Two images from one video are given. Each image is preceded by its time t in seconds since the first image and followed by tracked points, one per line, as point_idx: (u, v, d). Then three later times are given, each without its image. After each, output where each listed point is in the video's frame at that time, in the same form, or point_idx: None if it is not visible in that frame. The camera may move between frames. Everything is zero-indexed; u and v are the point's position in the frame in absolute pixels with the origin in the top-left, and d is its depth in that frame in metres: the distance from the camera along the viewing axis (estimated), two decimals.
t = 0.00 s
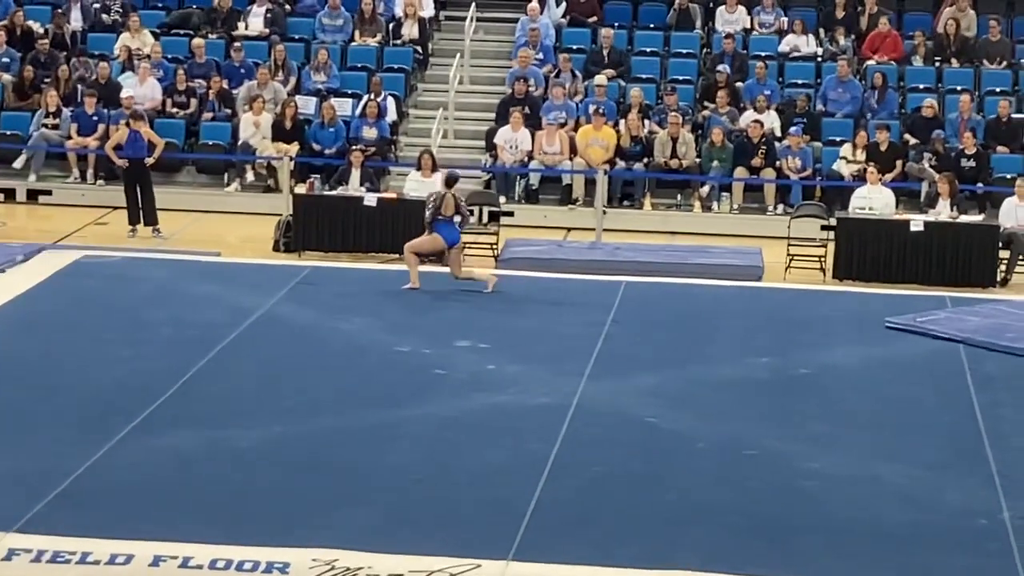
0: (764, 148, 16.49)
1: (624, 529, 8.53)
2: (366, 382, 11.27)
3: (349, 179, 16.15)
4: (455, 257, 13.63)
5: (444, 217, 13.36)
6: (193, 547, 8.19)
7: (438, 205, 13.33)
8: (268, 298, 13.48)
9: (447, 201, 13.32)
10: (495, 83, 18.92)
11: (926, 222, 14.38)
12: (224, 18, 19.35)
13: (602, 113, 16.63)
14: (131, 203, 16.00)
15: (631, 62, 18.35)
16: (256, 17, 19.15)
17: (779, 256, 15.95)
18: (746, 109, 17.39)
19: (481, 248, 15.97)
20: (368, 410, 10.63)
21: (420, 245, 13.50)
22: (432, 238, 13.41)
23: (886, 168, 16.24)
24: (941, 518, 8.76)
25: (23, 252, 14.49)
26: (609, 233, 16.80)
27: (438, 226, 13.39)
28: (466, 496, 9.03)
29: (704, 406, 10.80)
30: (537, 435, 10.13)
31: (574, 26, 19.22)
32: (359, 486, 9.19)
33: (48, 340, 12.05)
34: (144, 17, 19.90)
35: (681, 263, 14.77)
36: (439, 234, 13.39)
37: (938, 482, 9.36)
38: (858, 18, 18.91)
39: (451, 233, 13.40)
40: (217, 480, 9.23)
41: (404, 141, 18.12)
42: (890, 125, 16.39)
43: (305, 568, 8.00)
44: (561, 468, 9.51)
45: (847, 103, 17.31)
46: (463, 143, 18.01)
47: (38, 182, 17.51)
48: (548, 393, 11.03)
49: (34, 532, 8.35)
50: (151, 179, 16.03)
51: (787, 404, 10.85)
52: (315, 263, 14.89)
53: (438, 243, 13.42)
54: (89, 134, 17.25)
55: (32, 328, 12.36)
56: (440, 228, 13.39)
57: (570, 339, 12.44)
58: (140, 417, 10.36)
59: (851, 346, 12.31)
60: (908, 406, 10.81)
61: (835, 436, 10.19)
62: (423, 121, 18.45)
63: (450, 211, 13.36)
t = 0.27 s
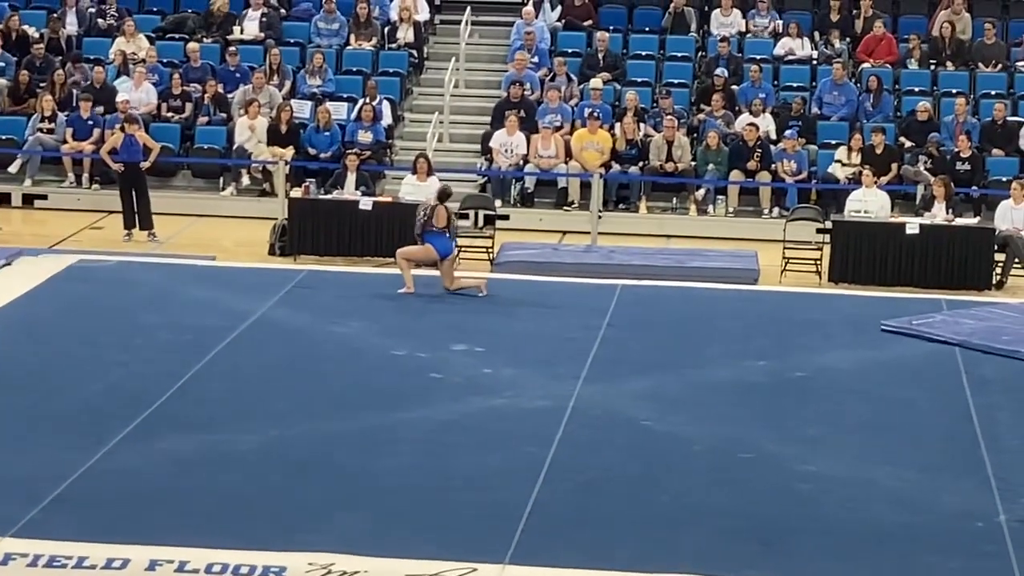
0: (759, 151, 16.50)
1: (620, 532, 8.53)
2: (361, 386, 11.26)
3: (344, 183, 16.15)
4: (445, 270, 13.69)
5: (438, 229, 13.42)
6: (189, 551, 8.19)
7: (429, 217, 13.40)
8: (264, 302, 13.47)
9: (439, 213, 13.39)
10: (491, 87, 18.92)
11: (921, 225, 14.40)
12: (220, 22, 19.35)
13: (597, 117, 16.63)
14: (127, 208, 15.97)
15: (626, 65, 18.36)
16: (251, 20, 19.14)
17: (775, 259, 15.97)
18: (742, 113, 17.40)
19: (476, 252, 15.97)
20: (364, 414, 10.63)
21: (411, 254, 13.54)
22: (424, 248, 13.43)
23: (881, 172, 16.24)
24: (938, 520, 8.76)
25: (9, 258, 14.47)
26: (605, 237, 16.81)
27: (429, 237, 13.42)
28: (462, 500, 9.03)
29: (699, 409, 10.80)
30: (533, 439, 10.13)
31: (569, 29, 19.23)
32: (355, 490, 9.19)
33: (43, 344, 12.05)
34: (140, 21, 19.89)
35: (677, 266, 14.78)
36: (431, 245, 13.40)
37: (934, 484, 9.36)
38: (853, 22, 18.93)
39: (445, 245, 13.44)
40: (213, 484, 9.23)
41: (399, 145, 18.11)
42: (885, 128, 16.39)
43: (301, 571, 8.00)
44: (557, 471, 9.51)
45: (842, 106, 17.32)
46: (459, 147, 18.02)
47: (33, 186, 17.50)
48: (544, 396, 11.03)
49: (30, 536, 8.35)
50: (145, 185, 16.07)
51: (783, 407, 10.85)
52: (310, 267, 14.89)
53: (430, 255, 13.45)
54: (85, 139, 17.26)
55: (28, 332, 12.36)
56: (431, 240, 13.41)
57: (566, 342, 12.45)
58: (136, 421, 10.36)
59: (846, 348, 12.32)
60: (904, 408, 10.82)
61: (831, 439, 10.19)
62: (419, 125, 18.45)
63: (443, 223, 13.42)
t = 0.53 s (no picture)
0: (755, 155, 16.52)
1: (617, 535, 8.55)
2: (358, 390, 11.27)
3: (341, 187, 16.16)
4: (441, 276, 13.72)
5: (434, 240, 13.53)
6: (187, 555, 8.19)
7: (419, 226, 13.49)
8: (260, 305, 13.48)
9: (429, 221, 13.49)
10: (487, 91, 18.94)
11: (918, 228, 14.43)
12: (217, 26, 19.34)
13: (593, 120, 16.64)
14: (124, 213, 15.96)
15: (623, 69, 18.38)
16: (247, 25, 19.14)
17: (771, 262, 15.98)
18: (738, 116, 17.43)
19: (473, 256, 15.98)
20: (361, 418, 10.64)
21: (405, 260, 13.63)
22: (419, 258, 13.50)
23: (877, 175, 16.29)
24: (933, 523, 8.78)
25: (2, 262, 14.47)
26: (602, 240, 16.83)
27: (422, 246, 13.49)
28: (460, 503, 9.04)
29: (696, 412, 10.82)
30: (530, 442, 10.14)
31: (565, 33, 19.25)
32: (352, 494, 9.20)
33: (41, 348, 12.05)
34: (136, 25, 19.90)
35: (673, 270, 14.81)
36: (424, 253, 13.45)
37: (930, 487, 9.38)
38: (849, 25, 18.97)
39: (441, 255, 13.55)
40: (210, 488, 9.23)
41: (396, 149, 18.12)
42: (881, 131, 16.40)
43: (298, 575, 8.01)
44: (554, 475, 9.52)
45: (838, 110, 17.35)
46: (455, 151, 18.05)
47: (30, 191, 17.49)
48: (541, 400, 11.04)
49: (27, 540, 8.35)
50: (143, 189, 16.06)
51: (779, 410, 10.87)
52: (307, 271, 14.90)
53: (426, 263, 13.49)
54: (82, 143, 17.24)
55: (25, 336, 12.36)
56: (424, 249, 13.48)
57: (562, 345, 12.46)
58: (132, 425, 10.36)
59: (842, 352, 12.34)
60: (899, 411, 10.84)
61: (828, 442, 10.21)
62: (415, 129, 18.47)
63: (437, 232, 13.50)
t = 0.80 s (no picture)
0: (751, 156, 16.51)
1: (613, 538, 8.53)
2: (352, 392, 11.24)
3: (336, 189, 16.12)
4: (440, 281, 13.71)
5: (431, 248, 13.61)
6: (181, 558, 8.16)
7: (418, 235, 13.61)
8: (254, 308, 13.45)
9: (428, 231, 13.63)
10: (482, 93, 18.92)
11: (913, 230, 14.40)
12: (213, 29, 19.31)
13: (589, 122, 16.62)
14: (118, 215, 15.94)
15: (618, 71, 18.36)
16: (242, 27, 19.10)
17: (767, 264, 15.97)
18: (733, 118, 17.42)
19: (468, 258, 15.95)
20: (356, 420, 10.61)
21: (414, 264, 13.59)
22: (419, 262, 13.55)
23: (872, 177, 16.29)
24: (929, 525, 8.76)
25: None
26: (597, 242, 16.80)
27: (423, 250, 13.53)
28: (455, 506, 9.01)
29: (692, 415, 10.79)
30: (526, 445, 10.11)
31: (560, 35, 19.23)
32: (348, 496, 9.16)
33: (35, 351, 12.02)
34: (130, 28, 19.86)
35: (668, 272, 14.80)
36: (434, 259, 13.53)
37: (926, 489, 9.35)
38: (845, 27, 18.96)
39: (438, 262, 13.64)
40: (205, 491, 9.20)
41: (391, 151, 18.09)
42: (876, 133, 16.41)
43: None
44: (550, 477, 9.50)
45: (833, 112, 17.33)
46: (450, 153, 18.03)
47: (25, 193, 17.46)
48: (537, 402, 11.02)
49: (21, 544, 8.31)
50: (137, 191, 16.01)
51: (775, 412, 10.85)
52: (302, 273, 14.87)
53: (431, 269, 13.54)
54: (76, 146, 17.20)
55: (19, 339, 12.33)
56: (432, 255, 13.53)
57: (558, 347, 12.44)
58: (127, 427, 10.33)
59: (838, 354, 12.32)
60: (895, 414, 10.82)
61: (824, 444, 10.19)
62: (410, 131, 18.44)
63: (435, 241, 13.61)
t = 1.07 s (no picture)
0: (746, 158, 16.57)
1: (609, 539, 8.53)
2: (348, 393, 11.24)
3: (331, 190, 16.08)
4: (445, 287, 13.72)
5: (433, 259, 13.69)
6: (177, 559, 8.16)
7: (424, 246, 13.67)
8: (250, 309, 13.45)
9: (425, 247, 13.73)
10: (478, 94, 18.93)
11: (908, 231, 14.42)
12: (208, 31, 19.30)
13: (584, 124, 16.63)
14: (113, 216, 15.93)
15: (613, 72, 18.37)
16: (237, 29, 19.09)
17: (761, 265, 15.99)
18: (728, 119, 17.44)
19: (463, 259, 15.96)
20: (351, 421, 10.62)
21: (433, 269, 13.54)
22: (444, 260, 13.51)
23: (867, 178, 16.29)
24: (924, 526, 8.77)
25: None
26: (592, 244, 16.81)
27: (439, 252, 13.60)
28: (451, 507, 9.02)
29: (687, 416, 10.80)
30: (521, 446, 10.12)
31: (555, 36, 19.24)
32: (344, 498, 9.17)
33: (31, 352, 12.02)
34: (126, 29, 19.86)
35: (663, 273, 14.81)
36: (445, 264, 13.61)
37: (921, 491, 9.36)
38: (840, 29, 19.00)
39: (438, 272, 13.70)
40: (201, 492, 9.20)
41: (386, 152, 18.10)
42: (871, 135, 16.42)
43: None
44: (546, 478, 9.51)
45: (828, 114, 17.38)
46: (445, 155, 18.04)
47: (20, 194, 17.45)
48: (533, 403, 11.03)
49: (16, 545, 8.31)
50: (132, 192, 16.03)
51: (770, 413, 10.87)
52: (297, 274, 14.88)
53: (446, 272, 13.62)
54: (71, 147, 17.20)
55: (15, 340, 12.32)
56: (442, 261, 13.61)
57: (553, 348, 12.45)
58: (122, 428, 10.33)
59: (833, 355, 12.33)
60: (890, 415, 10.83)
61: (819, 445, 10.21)
62: (405, 132, 18.45)
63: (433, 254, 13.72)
